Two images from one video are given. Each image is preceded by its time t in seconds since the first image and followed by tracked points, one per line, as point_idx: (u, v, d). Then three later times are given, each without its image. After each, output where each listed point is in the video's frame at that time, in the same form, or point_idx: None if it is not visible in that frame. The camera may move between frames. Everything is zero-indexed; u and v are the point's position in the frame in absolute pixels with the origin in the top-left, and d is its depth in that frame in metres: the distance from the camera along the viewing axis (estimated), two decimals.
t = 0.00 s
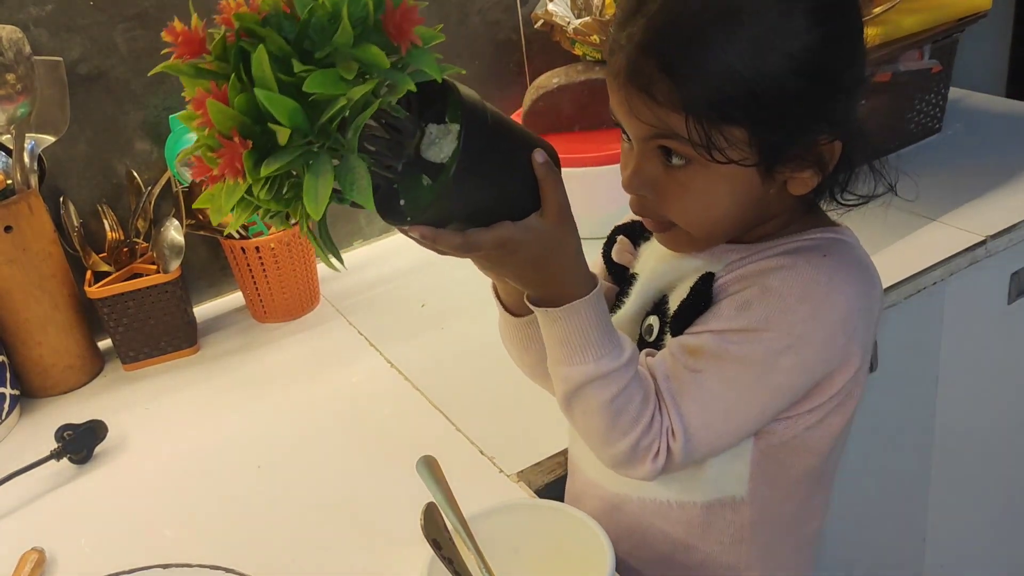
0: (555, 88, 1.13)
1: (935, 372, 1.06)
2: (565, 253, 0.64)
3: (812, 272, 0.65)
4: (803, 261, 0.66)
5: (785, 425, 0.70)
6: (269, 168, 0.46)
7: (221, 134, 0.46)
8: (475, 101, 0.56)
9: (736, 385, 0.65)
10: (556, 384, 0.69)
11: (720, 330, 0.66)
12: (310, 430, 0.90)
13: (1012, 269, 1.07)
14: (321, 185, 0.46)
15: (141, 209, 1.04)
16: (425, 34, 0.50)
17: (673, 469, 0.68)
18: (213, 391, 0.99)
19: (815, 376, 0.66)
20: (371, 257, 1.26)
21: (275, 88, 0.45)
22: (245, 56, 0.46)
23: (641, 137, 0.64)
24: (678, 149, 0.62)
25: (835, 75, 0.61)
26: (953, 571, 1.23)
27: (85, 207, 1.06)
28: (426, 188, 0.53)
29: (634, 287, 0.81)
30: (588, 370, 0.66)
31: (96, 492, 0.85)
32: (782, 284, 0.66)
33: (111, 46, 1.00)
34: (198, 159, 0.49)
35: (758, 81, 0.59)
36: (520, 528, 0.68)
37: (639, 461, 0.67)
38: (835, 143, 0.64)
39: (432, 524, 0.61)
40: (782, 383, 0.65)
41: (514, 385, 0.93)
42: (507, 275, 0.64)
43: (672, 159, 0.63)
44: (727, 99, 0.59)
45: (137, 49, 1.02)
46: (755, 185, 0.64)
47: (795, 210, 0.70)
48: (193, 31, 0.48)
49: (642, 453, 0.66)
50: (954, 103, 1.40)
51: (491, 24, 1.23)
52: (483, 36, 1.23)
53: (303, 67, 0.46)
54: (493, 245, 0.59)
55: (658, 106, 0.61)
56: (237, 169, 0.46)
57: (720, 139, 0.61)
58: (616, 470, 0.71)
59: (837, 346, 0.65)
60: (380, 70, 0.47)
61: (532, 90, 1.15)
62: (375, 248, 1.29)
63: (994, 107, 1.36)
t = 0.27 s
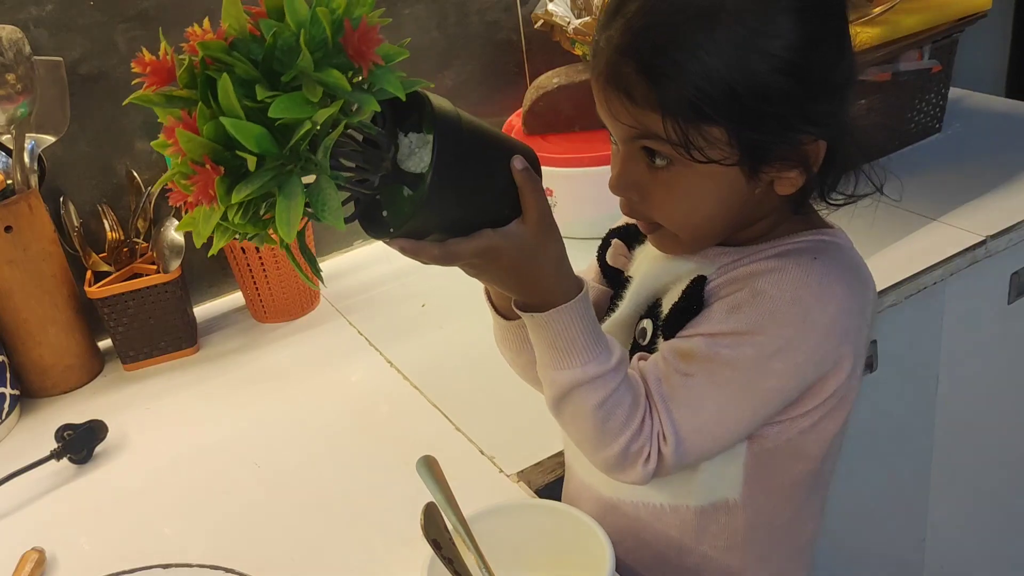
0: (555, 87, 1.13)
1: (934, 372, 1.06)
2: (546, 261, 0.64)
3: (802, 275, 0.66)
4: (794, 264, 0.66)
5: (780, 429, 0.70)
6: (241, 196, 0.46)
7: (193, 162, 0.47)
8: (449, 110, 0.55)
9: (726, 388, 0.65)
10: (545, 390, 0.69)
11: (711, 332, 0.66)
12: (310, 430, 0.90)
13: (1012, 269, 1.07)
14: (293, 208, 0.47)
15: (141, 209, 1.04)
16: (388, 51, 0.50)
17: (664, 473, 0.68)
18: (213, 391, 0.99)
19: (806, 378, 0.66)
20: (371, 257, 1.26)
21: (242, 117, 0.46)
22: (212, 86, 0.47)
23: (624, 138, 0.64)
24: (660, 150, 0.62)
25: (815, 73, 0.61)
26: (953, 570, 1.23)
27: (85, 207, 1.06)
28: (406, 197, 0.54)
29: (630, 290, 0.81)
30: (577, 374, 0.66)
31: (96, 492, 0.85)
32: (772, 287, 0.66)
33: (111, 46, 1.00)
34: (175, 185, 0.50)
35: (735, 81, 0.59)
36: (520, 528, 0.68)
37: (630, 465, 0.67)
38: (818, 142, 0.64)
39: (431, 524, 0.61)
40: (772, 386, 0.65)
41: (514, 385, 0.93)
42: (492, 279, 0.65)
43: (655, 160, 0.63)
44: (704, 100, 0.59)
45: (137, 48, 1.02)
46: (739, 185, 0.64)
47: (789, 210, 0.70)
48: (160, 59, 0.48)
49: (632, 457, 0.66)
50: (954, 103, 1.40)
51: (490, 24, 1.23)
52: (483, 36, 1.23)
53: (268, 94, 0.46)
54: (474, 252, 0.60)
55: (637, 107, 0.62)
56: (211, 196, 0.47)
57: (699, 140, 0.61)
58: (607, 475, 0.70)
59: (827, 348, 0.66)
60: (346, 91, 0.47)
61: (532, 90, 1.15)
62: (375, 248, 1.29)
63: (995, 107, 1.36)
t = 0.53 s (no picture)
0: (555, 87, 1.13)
1: (934, 372, 1.05)
2: (546, 260, 0.64)
3: (800, 279, 0.66)
4: (792, 267, 0.66)
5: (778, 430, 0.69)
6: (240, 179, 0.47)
7: (196, 145, 0.47)
8: (452, 104, 0.55)
9: (723, 391, 0.64)
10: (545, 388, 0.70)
11: (709, 335, 0.66)
12: (310, 430, 0.90)
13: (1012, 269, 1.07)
14: (291, 196, 0.47)
15: (141, 209, 1.04)
16: (391, 45, 0.49)
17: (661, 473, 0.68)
18: (213, 391, 0.99)
19: (804, 381, 0.65)
20: (371, 257, 1.26)
21: (244, 103, 0.46)
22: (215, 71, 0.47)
23: (605, 157, 0.64)
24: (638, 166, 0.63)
25: (788, 86, 0.61)
26: (953, 570, 1.23)
27: (85, 207, 1.06)
28: (411, 191, 0.53)
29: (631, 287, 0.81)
30: (575, 372, 0.66)
31: (96, 492, 0.85)
32: (770, 290, 0.66)
33: (111, 46, 1.00)
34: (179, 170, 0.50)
35: (704, 100, 0.59)
36: (520, 528, 0.68)
37: (627, 464, 0.67)
38: (796, 146, 0.63)
39: (431, 523, 0.62)
40: (769, 390, 0.65)
41: (514, 385, 0.93)
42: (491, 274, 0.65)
43: (636, 176, 0.64)
44: (674, 119, 0.59)
45: (137, 49, 1.02)
46: (720, 194, 0.64)
47: (783, 211, 0.71)
48: (170, 45, 0.49)
49: (629, 457, 0.66)
50: (954, 103, 1.40)
51: (490, 24, 1.23)
52: (483, 36, 1.23)
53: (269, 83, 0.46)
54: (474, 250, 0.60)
55: (612, 127, 0.62)
56: (212, 178, 0.47)
57: (673, 155, 0.61)
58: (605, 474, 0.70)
59: (826, 352, 0.65)
60: (348, 82, 0.48)
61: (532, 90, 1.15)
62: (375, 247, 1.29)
63: (995, 107, 1.36)
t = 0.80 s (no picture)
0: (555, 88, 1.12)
1: (934, 372, 1.05)
2: (536, 262, 0.64)
3: (792, 276, 0.66)
4: (782, 263, 0.67)
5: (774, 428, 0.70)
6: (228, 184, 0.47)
7: (187, 152, 0.47)
8: (442, 109, 0.55)
9: (718, 390, 0.64)
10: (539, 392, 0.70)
11: (701, 334, 0.67)
12: (310, 430, 0.90)
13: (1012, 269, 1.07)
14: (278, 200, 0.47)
15: (141, 210, 1.04)
16: (376, 50, 0.50)
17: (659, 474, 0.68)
18: (213, 391, 0.99)
19: (798, 378, 0.65)
20: (371, 257, 1.26)
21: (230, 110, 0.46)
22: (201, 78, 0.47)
23: (592, 158, 0.64)
24: (625, 165, 0.63)
25: (770, 80, 0.61)
26: (953, 570, 1.23)
27: (85, 207, 1.06)
28: (403, 194, 0.53)
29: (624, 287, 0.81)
30: (568, 375, 0.66)
31: (96, 492, 0.85)
32: (762, 288, 0.66)
33: (111, 46, 1.00)
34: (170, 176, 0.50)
35: (688, 99, 0.59)
36: (520, 528, 0.68)
37: (624, 466, 0.67)
38: (784, 139, 0.63)
39: (431, 523, 0.62)
40: (764, 387, 0.65)
41: (514, 384, 0.93)
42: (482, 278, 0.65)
43: (624, 174, 0.64)
44: (658, 119, 0.60)
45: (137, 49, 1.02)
46: (708, 190, 0.64)
47: (778, 208, 0.71)
48: (160, 53, 0.49)
49: (626, 459, 0.66)
50: (954, 103, 1.40)
51: (490, 24, 1.23)
52: (483, 36, 1.23)
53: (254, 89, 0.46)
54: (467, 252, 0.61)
55: (597, 128, 0.62)
56: (201, 184, 0.47)
57: (658, 153, 0.61)
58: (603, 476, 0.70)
59: (819, 348, 0.65)
60: (332, 89, 0.48)
61: (532, 90, 1.15)
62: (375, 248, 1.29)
63: (995, 107, 1.36)
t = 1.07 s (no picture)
0: (555, 88, 1.12)
1: (934, 373, 1.05)
2: (502, 300, 0.62)
3: (760, 284, 0.66)
4: (741, 271, 0.67)
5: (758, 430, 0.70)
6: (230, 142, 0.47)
7: (190, 111, 0.47)
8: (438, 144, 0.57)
9: (697, 407, 0.65)
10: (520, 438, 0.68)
11: (669, 355, 0.66)
12: (311, 430, 0.90)
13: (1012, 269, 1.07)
14: (279, 165, 0.48)
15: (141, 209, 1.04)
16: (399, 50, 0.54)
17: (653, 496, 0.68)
18: (213, 391, 0.99)
19: (774, 382, 0.66)
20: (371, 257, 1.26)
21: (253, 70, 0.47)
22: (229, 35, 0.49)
23: (615, 45, 0.65)
24: (653, 62, 0.64)
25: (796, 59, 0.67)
26: (953, 570, 1.23)
27: (85, 207, 1.06)
28: (377, 222, 0.54)
29: (587, 301, 0.80)
30: (547, 419, 0.65)
31: (96, 492, 0.85)
32: (726, 300, 0.66)
33: (111, 46, 1.00)
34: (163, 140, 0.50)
35: (742, 32, 0.63)
36: (520, 528, 0.68)
37: (618, 497, 0.67)
38: (790, 118, 0.69)
39: (432, 524, 0.62)
40: (741, 398, 0.65)
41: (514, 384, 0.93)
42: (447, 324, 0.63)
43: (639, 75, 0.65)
44: (716, 39, 0.63)
45: (137, 48, 1.02)
46: (707, 130, 0.66)
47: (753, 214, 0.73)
48: (175, 21, 0.50)
49: (619, 490, 0.66)
50: (955, 103, 1.40)
51: (491, 24, 1.23)
52: (483, 36, 1.23)
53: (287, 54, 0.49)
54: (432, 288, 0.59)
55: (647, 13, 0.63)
56: (200, 143, 0.47)
57: (701, 59, 0.63)
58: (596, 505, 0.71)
59: (791, 351, 0.66)
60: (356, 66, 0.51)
61: (532, 90, 1.15)
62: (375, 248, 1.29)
63: (996, 107, 1.35)
